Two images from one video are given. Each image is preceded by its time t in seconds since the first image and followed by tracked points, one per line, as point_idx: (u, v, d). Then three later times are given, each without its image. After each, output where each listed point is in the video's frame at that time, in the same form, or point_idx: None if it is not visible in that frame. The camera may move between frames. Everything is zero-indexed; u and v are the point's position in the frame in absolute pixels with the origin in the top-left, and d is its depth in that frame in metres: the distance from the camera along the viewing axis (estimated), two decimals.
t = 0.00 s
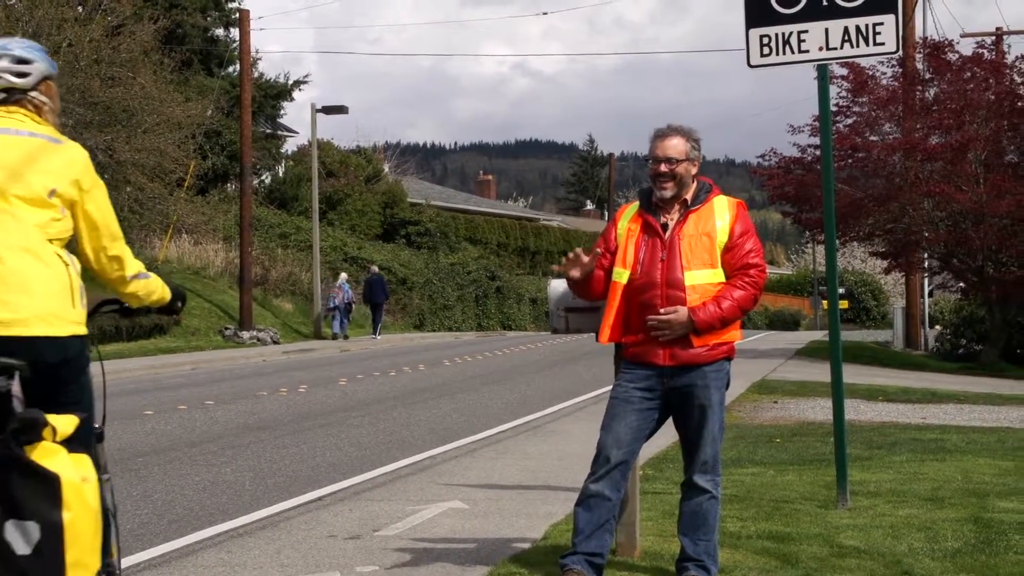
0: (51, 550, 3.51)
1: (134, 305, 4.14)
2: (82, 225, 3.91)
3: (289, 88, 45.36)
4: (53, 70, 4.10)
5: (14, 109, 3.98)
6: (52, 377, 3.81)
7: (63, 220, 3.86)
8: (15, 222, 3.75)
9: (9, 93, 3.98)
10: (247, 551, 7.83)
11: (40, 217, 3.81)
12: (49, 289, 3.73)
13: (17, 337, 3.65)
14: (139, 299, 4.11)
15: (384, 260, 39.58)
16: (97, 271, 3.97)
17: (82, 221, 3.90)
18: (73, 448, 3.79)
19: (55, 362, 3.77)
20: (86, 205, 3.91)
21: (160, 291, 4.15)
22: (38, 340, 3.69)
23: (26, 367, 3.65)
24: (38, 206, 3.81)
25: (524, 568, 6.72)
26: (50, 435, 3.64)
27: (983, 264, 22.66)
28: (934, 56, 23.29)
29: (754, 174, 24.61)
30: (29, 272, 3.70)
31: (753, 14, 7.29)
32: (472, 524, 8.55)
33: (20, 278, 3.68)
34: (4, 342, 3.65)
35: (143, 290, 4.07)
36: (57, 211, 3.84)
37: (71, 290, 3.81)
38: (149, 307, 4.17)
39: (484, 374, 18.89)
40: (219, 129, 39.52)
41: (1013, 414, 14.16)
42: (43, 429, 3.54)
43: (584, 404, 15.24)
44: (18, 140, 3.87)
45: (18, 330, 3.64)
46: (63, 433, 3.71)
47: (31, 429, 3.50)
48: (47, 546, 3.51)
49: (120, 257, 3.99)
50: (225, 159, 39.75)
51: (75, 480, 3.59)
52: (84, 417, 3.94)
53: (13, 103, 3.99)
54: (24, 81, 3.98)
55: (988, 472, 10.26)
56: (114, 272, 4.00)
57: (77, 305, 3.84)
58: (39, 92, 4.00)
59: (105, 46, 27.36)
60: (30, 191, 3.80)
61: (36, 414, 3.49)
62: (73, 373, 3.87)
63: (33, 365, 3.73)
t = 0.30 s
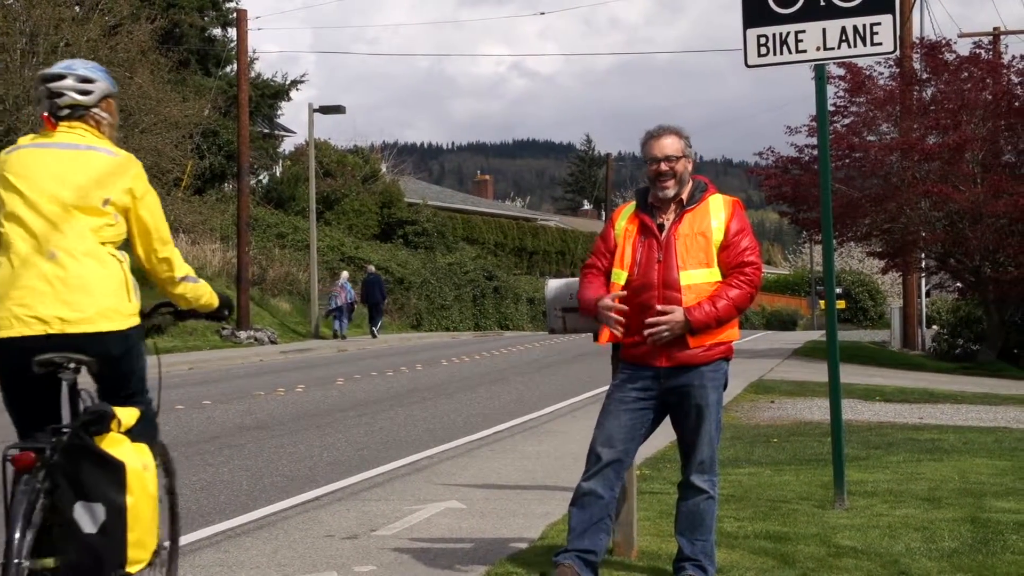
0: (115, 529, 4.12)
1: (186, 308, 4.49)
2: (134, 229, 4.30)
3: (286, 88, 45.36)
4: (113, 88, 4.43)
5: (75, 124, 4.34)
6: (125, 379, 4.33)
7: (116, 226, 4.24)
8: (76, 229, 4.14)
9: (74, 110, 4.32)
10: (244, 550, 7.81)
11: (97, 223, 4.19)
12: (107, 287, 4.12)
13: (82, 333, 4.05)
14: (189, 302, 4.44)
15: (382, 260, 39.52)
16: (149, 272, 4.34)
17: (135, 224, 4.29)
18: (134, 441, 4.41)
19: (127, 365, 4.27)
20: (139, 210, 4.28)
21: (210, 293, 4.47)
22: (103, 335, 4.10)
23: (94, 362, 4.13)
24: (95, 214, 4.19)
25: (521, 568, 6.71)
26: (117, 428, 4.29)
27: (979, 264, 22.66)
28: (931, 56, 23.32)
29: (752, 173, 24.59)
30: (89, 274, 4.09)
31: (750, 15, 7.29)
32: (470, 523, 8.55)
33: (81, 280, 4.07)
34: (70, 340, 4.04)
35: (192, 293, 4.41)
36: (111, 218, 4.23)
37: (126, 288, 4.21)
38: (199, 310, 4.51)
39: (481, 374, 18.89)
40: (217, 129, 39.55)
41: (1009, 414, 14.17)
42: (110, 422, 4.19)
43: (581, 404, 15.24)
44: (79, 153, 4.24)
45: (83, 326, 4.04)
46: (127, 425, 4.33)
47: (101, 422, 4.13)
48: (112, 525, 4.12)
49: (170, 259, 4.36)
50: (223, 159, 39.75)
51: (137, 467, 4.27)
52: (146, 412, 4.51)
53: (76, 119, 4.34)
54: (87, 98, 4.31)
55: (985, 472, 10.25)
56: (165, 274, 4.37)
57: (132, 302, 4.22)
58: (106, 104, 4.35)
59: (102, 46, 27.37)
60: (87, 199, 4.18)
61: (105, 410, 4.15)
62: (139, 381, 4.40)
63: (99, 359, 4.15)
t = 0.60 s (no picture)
0: (150, 508, 4.39)
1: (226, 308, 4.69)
2: (179, 235, 4.54)
3: (282, 89, 45.39)
4: (168, 106, 4.71)
5: (132, 139, 4.62)
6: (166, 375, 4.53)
7: (161, 231, 4.48)
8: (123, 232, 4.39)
9: (131, 127, 4.60)
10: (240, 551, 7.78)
11: (143, 228, 4.43)
12: (149, 288, 4.36)
13: (123, 330, 4.28)
14: (228, 302, 4.65)
15: (378, 261, 39.48)
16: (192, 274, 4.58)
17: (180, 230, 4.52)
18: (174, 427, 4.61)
19: (170, 361, 4.47)
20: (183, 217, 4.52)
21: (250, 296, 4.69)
22: (144, 332, 4.32)
23: (138, 356, 4.35)
24: (142, 220, 4.43)
25: (519, 568, 6.69)
26: (154, 415, 4.49)
27: (976, 265, 22.68)
28: (927, 57, 23.34)
29: (749, 174, 24.59)
30: (133, 275, 4.34)
31: (745, 16, 7.29)
32: (465, 524, 8.54)
33: (125, 281, 4.32)
34: (112, 336, 4.27)
35: (231, 296, 4.62)
36: (156, 224, 4.46)
37: (167, 289, 4.44)
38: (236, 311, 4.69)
39: (477, 375, 18.88)
40: (213, 130, 39.57)
41: (1005, 415, 14.18)
42: (144, 411, 4.41)
43: (578, 405, 15.24)
44: (131, 166, 4.50)
45: (124, 324, 4.27)
46: (164, 414, 4.53)
47: (135, 410, 4.38)
48: (147, 506, 4.39)
49: (211, 262, 4.59)
50: (219, 160, 39.77)
51: (173, 454, 4.46)
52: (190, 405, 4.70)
53: (132, 135, 4.62)
54: (144, 114, 4.59)
55: (981, 472, 10.27)
56: (207, 277, 4.60)
57: (173, 302, 4.45)
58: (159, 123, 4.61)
59: (98, 47, 27.43)
60: (136, 207, 4.43)
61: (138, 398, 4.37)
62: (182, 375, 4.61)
63: (143, 353, 4.38)
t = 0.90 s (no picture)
0: (198, 489, 4.54)
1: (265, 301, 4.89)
2: (222, 238, 4.74)
3: (279, 89, 45.39)
4: (206, 120, 4.94)
5: (172, 151, 4.83)
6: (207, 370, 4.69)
7: (205, 236, 4.69)
8: (168, 237, 4.59)
9: (171, 140, 4.82)
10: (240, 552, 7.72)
11: (186, 233, 4.63)
12: (192, 289, 4.55)
13: (166, 330, 4.47)
14: (266, 294, 4.85)
15: (375, 261, 39.43)
16: (236, 272, 4.78)
17: (222, 233, 4.73)
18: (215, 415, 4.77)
19: (210, 356, 4.64)
20: (226, 221, 4.73)
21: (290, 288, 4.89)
22: (184, 332, 4.50)
23: (178, 352, 4.52)
24: (187, 226, 4.64)
25: (517, 570, 6.67)
26: (196, 404, 4.64)
27: (973, 265, 22.70)
28: (923, 57, 23.35)
29: (745, 174, 24.61)
30: (177, 277, 4.54)
31: (741, 17, 7.28)
32: (462, 525, 8.53)
33: (169, 283, 4.52)
34: (157, 334, 4.47)
35: (272, 288, 4.83)
36: (202, 229, 4.67)
37: (210, 291, 4.63)
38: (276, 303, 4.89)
39: (474, 376, 18.86)
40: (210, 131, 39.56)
41: (1002, 415, 14.19)
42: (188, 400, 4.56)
43: (575, 405, 15.25)
44: (174, 176, 4.72)
45: (168, 324, 4.47)
46: (207, 402, 4.68)
47: (180, 399, 4.51)
48: (196, 488, 4.54)
49: (254, 260, 4.79)
50: (216, 161, 39.75)
51: (216, 437, 4.63)
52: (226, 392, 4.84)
53: (173, 146, 4.83)
54: (184, 128, 4.81)
55: (978, 473, 10.27)
56: (250, 273, 4.79)
57: (215, 301, 4.65)
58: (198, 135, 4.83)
59: (94, 47, 27.41)
60: (180, 213, 4.64)
61: (184, 388, 4.50)
62: (222, 369, 4.76)
63: (184, 351, 4.56)
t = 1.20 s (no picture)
0: (245, 475, 4.88)
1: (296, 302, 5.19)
2: (256, 241, 5.05)
3: (277, 89, 45.40)
4: (240, 131, 5.26)
5: (211, 159, 5.15)
6: (246, 366, 5.08)
7: (241, 239, 5.00)
8: (210, 240, 4.91)
9: (210, 149, 5.14)
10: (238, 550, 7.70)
11: (227, 237, 4.95)
12: (234, 289, 4.88)
13: (211, 326, 4.79)
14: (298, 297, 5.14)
15: (373, 260, 39.40)
16: (269, 274, 5.04)
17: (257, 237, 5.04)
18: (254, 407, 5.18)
19: (250, 351, 5.00)
20: (260, 227, 5.05)
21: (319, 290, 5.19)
22: (227, 328, 4.83)
23: (222, 347, 4.86)
24: (225, 229, 4.96)
25: (515, 569, 6.66)
26: (241, 396, 5.03)
27: (970, 265, 22.70)
28: (921, 57, 23.36)
29: (744, 174, 24.62)
30: (219, 278, 4.86)
31: (739, 16, 7.27)
32: (460, 524, 8.53)
33: (212, 283, 4.84)
34: (203, 330, 4.79)
35: (303, 289, 5.10)
36: (238, 233, 4.99)
37: (248, 291, 4.96)
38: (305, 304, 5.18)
39: (472, 375, 18.85)
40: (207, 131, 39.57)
41: (1000, 414, 14.20)
42: (236, 392, 4.93)
43: (574, 405, 15.26)
44: (213, 183, 5.05)
45: (213, 321, 4.79)
46: (249, 394, 5.08)
47: (229, 391, 4.88)
48: (242, 473, 4.88)
49: (287, 263, 5.06)
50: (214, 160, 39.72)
51: (259, 427, 5.02)
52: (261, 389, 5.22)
53: (211, 155, 5.15)
54: (222, 138, 5.12)
55: (975, 472, 10.28)
56: (282, 274, 5.05)
57: (254, 300, 4.98)
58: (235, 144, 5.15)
59: (92, 47, 27.39)
60: (221, 218, 4.97)
61: (232, 382, 4.88)
62: (259, 362, 5.15)
63: (227, 345, 4.90)
